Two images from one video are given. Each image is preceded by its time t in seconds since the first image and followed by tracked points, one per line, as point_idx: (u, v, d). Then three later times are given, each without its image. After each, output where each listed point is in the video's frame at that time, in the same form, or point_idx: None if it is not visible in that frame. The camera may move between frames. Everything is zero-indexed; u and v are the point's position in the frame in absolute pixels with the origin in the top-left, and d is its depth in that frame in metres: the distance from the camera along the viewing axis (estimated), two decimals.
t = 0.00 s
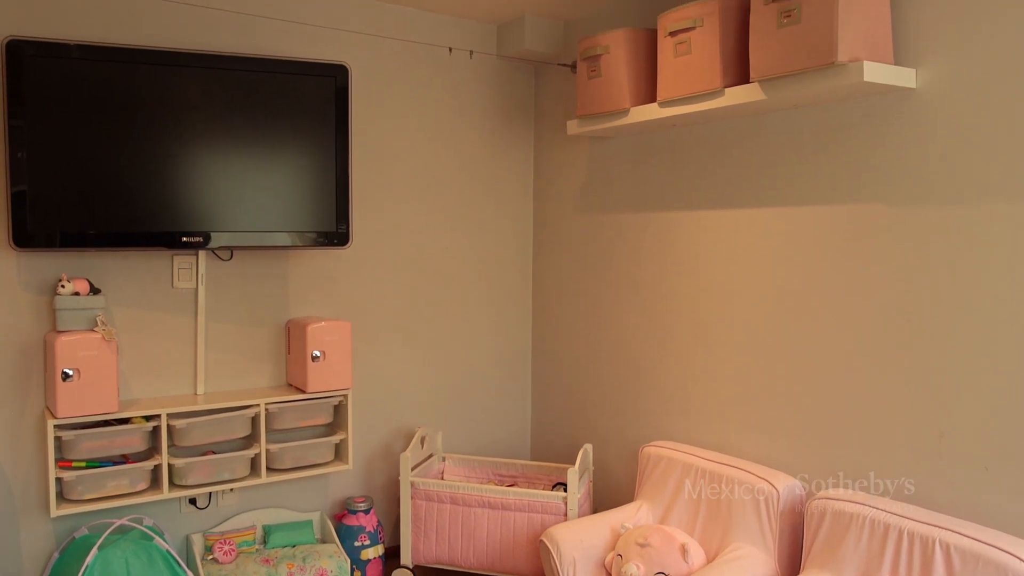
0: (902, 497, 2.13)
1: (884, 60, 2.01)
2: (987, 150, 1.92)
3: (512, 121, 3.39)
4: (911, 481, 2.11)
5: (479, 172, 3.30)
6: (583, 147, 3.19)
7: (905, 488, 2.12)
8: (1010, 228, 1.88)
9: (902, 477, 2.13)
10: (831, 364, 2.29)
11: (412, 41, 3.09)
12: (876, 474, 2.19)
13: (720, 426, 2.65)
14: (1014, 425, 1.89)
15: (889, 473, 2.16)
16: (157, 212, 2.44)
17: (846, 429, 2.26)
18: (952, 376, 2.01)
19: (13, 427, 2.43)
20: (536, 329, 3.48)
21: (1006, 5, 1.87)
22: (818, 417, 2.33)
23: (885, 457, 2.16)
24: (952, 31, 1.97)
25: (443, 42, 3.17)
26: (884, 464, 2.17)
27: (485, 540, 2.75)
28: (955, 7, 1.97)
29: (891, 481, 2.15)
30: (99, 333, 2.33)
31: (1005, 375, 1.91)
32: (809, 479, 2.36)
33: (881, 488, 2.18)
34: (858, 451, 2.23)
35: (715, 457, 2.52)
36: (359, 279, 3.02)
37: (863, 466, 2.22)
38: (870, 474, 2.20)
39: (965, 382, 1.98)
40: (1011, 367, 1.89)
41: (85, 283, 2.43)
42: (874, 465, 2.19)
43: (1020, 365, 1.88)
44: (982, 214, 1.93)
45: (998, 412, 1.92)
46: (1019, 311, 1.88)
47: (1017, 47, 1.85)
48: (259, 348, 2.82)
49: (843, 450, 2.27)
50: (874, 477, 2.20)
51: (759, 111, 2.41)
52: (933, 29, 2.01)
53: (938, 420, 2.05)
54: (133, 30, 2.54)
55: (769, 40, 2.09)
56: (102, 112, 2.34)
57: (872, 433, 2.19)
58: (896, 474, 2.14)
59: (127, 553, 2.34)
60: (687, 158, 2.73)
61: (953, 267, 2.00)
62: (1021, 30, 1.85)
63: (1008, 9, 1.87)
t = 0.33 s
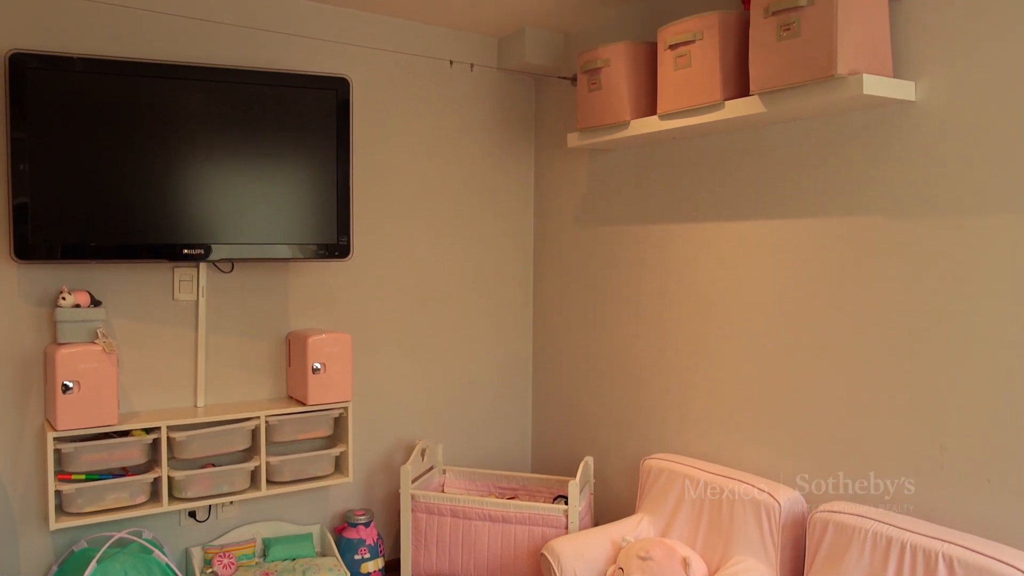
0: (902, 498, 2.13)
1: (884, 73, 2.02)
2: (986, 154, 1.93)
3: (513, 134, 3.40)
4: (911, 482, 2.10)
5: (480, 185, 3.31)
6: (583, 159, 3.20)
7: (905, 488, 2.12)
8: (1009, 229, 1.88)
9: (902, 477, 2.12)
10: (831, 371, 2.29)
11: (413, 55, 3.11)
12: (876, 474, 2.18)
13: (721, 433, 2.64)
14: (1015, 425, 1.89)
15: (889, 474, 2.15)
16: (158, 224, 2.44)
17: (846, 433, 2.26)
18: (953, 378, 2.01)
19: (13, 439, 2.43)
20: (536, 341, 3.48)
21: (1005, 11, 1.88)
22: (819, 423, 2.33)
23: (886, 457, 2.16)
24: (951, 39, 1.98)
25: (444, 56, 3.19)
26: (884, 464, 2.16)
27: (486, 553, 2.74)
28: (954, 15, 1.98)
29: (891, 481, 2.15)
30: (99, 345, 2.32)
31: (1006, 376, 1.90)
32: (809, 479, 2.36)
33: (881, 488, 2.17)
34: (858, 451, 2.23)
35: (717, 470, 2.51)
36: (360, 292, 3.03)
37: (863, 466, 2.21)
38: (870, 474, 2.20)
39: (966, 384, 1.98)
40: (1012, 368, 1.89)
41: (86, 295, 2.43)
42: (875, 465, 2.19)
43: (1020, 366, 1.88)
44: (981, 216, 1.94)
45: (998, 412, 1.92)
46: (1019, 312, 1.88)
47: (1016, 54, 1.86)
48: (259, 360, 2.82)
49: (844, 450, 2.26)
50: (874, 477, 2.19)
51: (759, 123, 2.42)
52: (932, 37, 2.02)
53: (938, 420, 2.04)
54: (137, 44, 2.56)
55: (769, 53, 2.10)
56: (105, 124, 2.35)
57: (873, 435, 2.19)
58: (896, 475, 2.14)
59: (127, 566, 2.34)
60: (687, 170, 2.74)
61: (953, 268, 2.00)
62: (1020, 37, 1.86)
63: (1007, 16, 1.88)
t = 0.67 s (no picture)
0: (902, 498, 2.12)
1: (883, 86, 2.03)
2: (985, 159, 1.93)
3: (514, 147, 3.42)
4: (911, 481, 2.10)
5: (481, 197, 3.32)
6: (584, 172, 3.21)
7: (905, 488, 2.12)
8: (1009, 239, 1.89)
9: (902, 477, 2.12)
10: (832, 378, 2.29)
11: (415, 68, 3.13)
12: (876, 474, 2.18)
13: (722, 439, 2.64)
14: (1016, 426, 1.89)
15: (889, 474, 2.15)
16: (159, 236, 2.45)
17: (847, 437, 2.25)
18: (952, 379, 2.01)
19: (13, 452, 2.42)
20: (537, 354, 3.48)
21: (1002, 18, 1.89)
22: (820, 431, 2.32)
23: (886, 457, 2.15)
24: (950, 47, 2.00)
25: (446, 69, 3.20)
26: (884, 464, 2.16)
27: (487, 566, 2.72)
28: (953, 23, 1.99)
29: (891, 481, 2.15)
30: (99, 358, 2.32)
31: (1006, 378, 1.90)
32: (809, 479, 2.35)
33: (881, 488, 2.17)
34: (858, 452, 2.23)
35: (719, 483, 2.50)
36: (361, 304, 3.03)
37: (863, 466, 2.21)
38: (870, 474, 2.19)
39: (966, 386, 1.98)
40: (1013, 369, 1.89)
41: (87, 307, 2.43)
42: (875, 465, 2.18)
43: (1020, 367, 1.88)
44: (980, 220, 1.94)
45: (999, 412, 1.92)
46: (1019, 313, 1.88)
47: (1014, 61, 1.87)
48: (260, 373, 2.82)
49: (844, 451, 2.26)
50: (874, 477, 2.19)
51: (759, 136, 2.43)
52: (931, 48, 2.03)
53: (937, 421, 2.04)
54: (140, 58, 2.57)
55: (769, 66, 2.11)
56: (108, 137, 2.36)
57: (873, 438, 2.19)
58: (896, 474, 2.13)
59: None
60: (687, 183, 2.75)
61: (952, 270, 2.01)
62: (1018, 44, 1.87)
63: (1005, 23, 1.89)
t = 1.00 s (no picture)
0: (902, 498, 2.11)
1: (883, 97, 2.04)
2: (985, 167, 1.94)
3: (514, 159, 3.43)
4: (911, 481, 2.09)
5: (481, 209, 3.33)
6: (584, 184, 3.22)
7: (905, 488, 2.11)
8: (1009, 250, 1.89)
9: (902, 477, 2.12)
10: (833, 383, 2.29)
11: (416, 81, 3.14)
12: (876, 474, 2.18)
13: (723, 443, 2.63)
14: (1017, 423, 1.88)
15: (889, 474, 2.14)
16: (160, 248, 2.45)
17: (847, 438, 2.25)
18: (952, 377, 2.01)
19: (12, 465, 2.41)
20: (537, 366, 3.48)
21: (1002, 21, 1.90)
22: (821, 443, 2.32)
23: (886, 457, 2.15)
24: (950, 49, 2.00)
25: (446, 81, 3.22)
26: (884, 463, 2.15)
27: None
28: (953, 27, 2.00)
29: (891, 481, 2.14)
30: (99, 370, 2.32)
31: (1007, 375, 1.90)
32: (809, 479, 2.35)
33: (881, 488, 2.16)
34: (859, 452, 2.22)
35: (721, 495, 2.49)
36: (362, 316, 3.03)
37: (864, 476, 2.20)
38: (870, 474, 2.19)
39: (967, 385, 1.98)
40: (1014, 366, 1.89)
41: (88, 319, 2.43)
42: (875, 465, 2.18)
43: (1022, 364, 1.87)
44: (980, 218, 1.95)
45: (1001, 409, 1.91)
46: (1021, 310, 1.87)
47: (1014, 62, 1.88)
48: (260, 385, 2.81)
49: (845, 457, 2.26)
50: (874, 477, 2.18)
51: (759, 149, 2.44)
52: (930, 60, 2.04)
53: (938, 420, 2.04)
54: (143, 71, 2.59)
55: (769, 78, 2.12)
56: (110, 150, 2.37)
57: (874, 439, 2.18)
58: (896, 475, 2.13)
59: None
60: (687, 195, 2.75)
61: (952, 278, 2.01)
62: (1017, 52, 1.87)
63: (1004, 30, 1.90)
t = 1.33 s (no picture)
0: (902, 498, 2.11)
1: (883, 108, 2.04)
2: (985, 174, 1.94)
3: (515, 171, 3.44)
4: (911, 481, 2.09)
5: (481, 221, 3.33)
6: (584, 196, 3.23)
7: (905, 489, 2.10)
8: (1009, 258, 1.89)
9: (902, 477, 2.11)
10: (834, 391, 2.28)
11: (417, 93, 3.15)
12: (876, 474, 2.17)
13: (723, 447, 2.62)
14: (1018, 420, 1.87)
15: (889, 474, 2.14)
16: (160, 260, 2.45)
17: (848, 439, 2.24)
18: (952, 375, 2.00)
19: (10, 477, 2.40)
20: (537, 378, 3.47)
21: (1002, 21, 1.90)
22: (822, 454, 2.31)
23: (887, 462, 2.14)
24: (950, 52, 2.01)
25: (447, 93, 3.23)
26: (884, 463, 2.15)
27: None
28: (952, 32, 2.01)
29: (891, 481, 2.13)
30: (99, 382, 2.31)
31: (1008, 372, 1.89)
32: (809, 479, 2.34)
33: (881, 488, 2.16)
34: (859, 457, 2.22)
35: (721, 508, 2.48)
36: (362, 328, 3.03)
37: (866, 486, 2.19)
38: (870, 474, 2.18)
39: (967, 383, 1.97)
40: (1015, 361, 1.88)
41: (87, 331, 2.43)
42: (875, 468, 2.17)
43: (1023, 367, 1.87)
44: (979, 215, 1.95)
45: (1003, 406, 1.90)
46: (1020, 316, 1.87)
47: (1014, 62, 1.88)
48: (260, 397, 2.81)
49: (846, 468, 2.25)
50: (874, 477, 2.18)
51: (758, 160, 2.45)
52: (929, 68, 2.05)
53: (940, 427, 2.03)
54: (144, 84, 2.60)
55: (768, 90, 2.13)
56: (110, 162, 2.38)
57: (875, 444, 2.18)
58: (896, 474, 2.12)
59: None
60: (687, 207, 2.76)
61: (951, 287, 2.01)
62: (1017, 56, 1.88)
63: (1002, 35, 1.91)
